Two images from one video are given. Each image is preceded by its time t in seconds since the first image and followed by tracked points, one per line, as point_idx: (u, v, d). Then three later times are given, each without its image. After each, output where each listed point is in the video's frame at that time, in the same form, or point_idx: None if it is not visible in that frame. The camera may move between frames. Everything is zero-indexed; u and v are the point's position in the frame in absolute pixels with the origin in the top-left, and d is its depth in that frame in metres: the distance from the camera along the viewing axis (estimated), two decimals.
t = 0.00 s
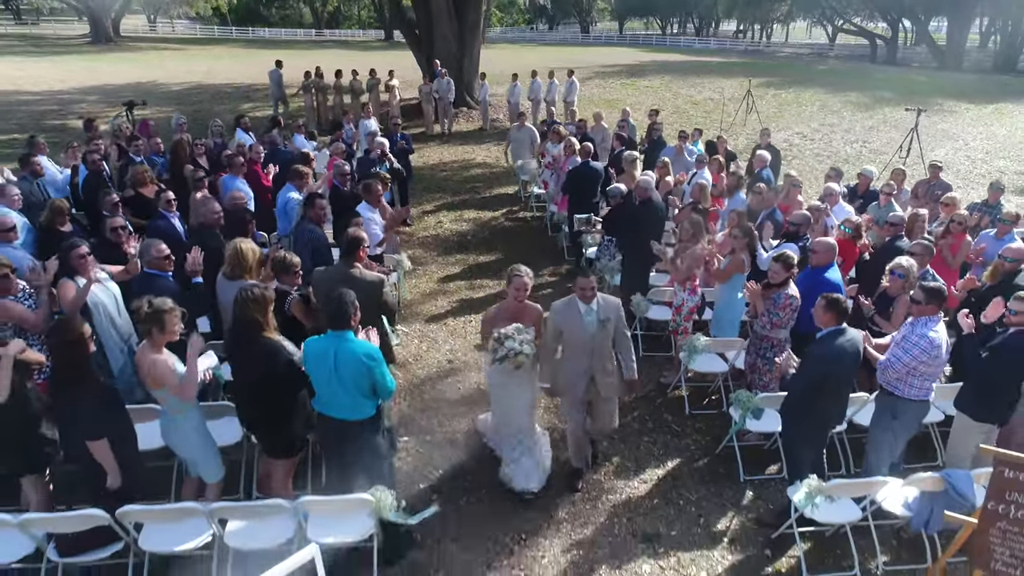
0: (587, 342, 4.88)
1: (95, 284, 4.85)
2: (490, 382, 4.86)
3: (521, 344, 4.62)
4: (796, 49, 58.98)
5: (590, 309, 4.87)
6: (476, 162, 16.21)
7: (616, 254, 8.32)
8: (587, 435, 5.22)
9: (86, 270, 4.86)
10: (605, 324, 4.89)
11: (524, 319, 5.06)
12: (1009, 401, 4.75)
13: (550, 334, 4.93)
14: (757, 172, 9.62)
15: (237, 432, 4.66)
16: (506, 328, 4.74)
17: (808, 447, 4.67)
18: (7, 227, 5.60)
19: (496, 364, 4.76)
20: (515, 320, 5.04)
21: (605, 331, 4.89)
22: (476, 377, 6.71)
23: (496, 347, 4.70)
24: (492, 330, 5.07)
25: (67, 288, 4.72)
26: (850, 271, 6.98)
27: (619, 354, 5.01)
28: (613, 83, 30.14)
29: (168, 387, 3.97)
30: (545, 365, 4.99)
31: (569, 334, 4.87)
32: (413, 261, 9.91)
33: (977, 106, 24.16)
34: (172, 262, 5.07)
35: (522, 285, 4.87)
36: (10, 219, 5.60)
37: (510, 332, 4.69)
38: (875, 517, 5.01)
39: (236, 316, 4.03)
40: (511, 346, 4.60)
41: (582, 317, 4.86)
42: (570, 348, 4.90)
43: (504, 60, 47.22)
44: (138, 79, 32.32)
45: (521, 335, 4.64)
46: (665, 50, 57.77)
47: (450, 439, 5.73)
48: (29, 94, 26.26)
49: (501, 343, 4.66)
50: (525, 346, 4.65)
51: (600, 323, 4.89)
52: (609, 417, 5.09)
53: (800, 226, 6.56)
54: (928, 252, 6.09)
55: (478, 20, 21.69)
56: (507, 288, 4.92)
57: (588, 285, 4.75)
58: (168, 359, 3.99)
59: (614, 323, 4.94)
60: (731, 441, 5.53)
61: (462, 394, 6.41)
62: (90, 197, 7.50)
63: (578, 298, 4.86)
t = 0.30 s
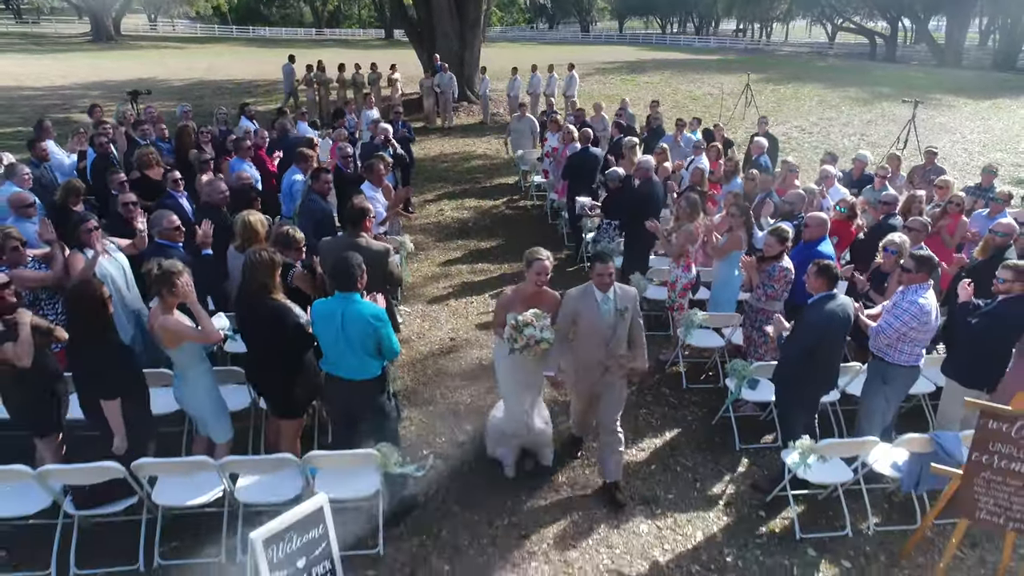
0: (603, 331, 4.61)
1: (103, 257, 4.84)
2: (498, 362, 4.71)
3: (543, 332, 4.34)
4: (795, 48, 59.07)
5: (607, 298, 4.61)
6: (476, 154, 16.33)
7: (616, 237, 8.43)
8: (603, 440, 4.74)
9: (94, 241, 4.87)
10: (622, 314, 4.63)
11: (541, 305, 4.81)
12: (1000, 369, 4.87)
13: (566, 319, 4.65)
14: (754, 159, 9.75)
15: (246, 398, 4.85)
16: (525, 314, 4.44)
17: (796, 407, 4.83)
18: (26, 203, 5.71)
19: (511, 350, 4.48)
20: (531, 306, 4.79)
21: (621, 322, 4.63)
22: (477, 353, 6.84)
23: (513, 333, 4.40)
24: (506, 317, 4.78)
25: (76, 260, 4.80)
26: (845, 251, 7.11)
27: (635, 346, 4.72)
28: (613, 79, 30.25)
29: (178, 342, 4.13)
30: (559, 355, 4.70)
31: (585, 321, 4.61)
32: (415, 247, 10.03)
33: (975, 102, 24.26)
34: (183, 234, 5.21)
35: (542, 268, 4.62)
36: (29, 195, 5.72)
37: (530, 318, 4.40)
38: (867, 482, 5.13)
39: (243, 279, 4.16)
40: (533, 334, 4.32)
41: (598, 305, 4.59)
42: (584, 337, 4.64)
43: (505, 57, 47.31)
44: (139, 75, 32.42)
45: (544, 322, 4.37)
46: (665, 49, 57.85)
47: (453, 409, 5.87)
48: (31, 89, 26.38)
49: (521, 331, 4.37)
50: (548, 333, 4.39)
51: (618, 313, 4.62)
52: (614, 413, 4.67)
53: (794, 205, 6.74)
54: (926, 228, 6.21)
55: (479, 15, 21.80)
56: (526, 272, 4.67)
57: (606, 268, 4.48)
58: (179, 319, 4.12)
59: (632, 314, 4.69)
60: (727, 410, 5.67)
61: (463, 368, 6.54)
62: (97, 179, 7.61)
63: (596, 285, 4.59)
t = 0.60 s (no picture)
0: (622, 316, 4.51)
1: (116, 228, 4.95)
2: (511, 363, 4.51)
3: (552, 327, 4.27)
4: (795, 46, 59.15)
5: (624, 280, 4.50)
6: (477, 146, 16.46)
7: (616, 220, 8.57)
8: (615, 421, 4.85)
9: (107, 213, 5.01)
10: (639, 297, 4.53)
11: (549, 300, 4.53)
12: (991, 337, 5.01)
13: (582, 309, 4.54)
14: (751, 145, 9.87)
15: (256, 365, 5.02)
16: (537, 307, 4.36)
17: (788, 372, 5.01)
18: (43, 178, 5.88)
19: (518, 343, 4.42)
20: (541, 301, 4.51)
21: (638, 305, 4.54)
22: (478, 330, 6.98)
23: (523, 326, 4.34)
24: (515, 309, 4.55)
25: (90, 232, 4.94)
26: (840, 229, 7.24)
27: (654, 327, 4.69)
28: (613, 75, 30.37)
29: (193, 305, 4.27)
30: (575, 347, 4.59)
31: (602, 310, 4.50)
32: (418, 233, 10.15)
33: (972, 97, 24.37)
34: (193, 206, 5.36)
35: (552, 259, 4.32)
36: (47, 170, 5.90)
37: (541, 312, 4.31)
38: (861, 448, 5.26)
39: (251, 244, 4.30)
40: (542, 327, 4.25)
41: (616, 288, 4.48)
42: (602, 324, 4.54)
43: (505, 55, 47.39)
44: (141, 72, 32.53)
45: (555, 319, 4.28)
46: (664, 47, 57.90)
47: (456, 381, 6.00)
48: (35, 84, 26.51)
49: (530, 323, 4.30)
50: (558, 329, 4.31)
51: (635, 295, 4.53)
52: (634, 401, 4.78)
53: (789, 186, 6.95)
54: (922, 206, 6.44)
55: (480, 10, 21.94)
56: (534, 263, 4.37)
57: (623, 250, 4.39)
58: (191, 281, 4.27)
59: (648, 296, 4.60)
60: (723, 382, 5.79)
61: (464, 344, 6.67)
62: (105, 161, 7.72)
63: (611, 269, 4.49)
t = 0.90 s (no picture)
0: (635, 305, 4.24)
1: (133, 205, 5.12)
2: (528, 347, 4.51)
3: (571, 313, 4.10)
4: (795, 44, 59.26)
5: (637, 268, 4.23)
6: (479, 138, 16.62)
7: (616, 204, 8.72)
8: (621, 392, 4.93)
9: (123, 190, 5.19)
10: (653, 285, 4.26)
11: (564, 283, 4.35)
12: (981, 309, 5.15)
13: (595, 297, 4.31)
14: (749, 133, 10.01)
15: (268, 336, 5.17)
16: (553, 292, 4.19)
17: (783, 344, 5.13)
18: (55, 155, 6.09)
19: (536, 330, 4.25)
20: (556, 284, 4.36)
21: (652, 293, 4.26)
22: (481, 309, 7.12)
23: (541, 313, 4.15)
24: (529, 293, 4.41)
25: (105, 206, 5.07)
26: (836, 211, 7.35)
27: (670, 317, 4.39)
28: (613, 72, 30.52)
29: (208, 271, 4.41)
30: (588, 338, 4.39)
31: (615, 297, 4.25)
32: (420, 219, 10.28)
33: (970, 92, 24.51)
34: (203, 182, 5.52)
35: (566, 240, 4.21)
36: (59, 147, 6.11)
37: (559, 297, 4.13)
38: (855, 417, 5.40)
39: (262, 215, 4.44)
40: (562, 313, 4.08)
41: (629, 276, 4.22)
42: (617, 314, 4.29)
43: (504, 52, 47.52)
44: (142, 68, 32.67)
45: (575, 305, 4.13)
46: (664, 46, 58.01)
47: (459, 355, 6.15)
48: (38, 80, 26.68)
49: (548, 310, 4.13)
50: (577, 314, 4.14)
51: (648, 283, 4.25)
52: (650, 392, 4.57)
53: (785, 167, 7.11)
54: (916, 185, 6.58)
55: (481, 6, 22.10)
56: (549, 243, 4.25)
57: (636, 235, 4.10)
58: (206, 250, 4.41)
59: (662, 283, 4.33)
60: (720, 356, 5.93)
61: (467, 321, 6.82)
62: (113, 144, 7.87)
63: (625, 255, 4.23)
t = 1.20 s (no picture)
0: (646, 290, 4.28)
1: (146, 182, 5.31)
2: (539, 346, 4.25)
3: (578, 296, 3.96)
4: (795, 43, 59.31)
5: (646, 255, 4.27)
6: (479, 132, 16.78)
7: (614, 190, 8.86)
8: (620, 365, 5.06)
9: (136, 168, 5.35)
10: (661, 270, 4.31)
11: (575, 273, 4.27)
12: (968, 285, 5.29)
13: (605, 285, 4.29)
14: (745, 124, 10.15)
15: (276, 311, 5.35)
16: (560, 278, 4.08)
17: (775, 318, 5.28)
18: (64, 136, 6.50)
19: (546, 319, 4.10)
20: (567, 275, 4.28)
21: (662, 279, 4.31)
22: (481, 291, 7.26)
23: (548, 298, 4.03)
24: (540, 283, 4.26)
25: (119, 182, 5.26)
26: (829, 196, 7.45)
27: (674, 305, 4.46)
28: (613, 69, 30.63)
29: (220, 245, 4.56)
30: (601, 327, 4.32)
31: (626, 285, 4.26)
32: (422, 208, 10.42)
33: (968, 88, 24.59)
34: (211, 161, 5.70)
35: (576, 233, 4.13)
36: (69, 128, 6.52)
37: (565, 281, 4.02)
38: (846, 390, 5.54)
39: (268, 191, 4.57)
40: (567, 297, 3.95)
41: (639, 263, 4.26)
42: (626, 303, 4.30)
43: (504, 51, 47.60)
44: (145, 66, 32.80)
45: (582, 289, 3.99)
46: (663, 44, 58.04)
47: (460, 333, 6.30)
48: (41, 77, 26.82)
49: (554, 294, 4.00)
50: (586, 299, 4.00)
51: (658, 268, 4.30)
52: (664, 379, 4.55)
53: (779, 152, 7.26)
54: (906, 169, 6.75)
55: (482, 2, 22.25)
56: (559, 236, 4.19)
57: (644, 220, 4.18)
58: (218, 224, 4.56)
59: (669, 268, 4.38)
60: (715, 333, 6.07)
61: (468, 302, 6.96)
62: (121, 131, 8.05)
63: (633, 242, 4.26)
